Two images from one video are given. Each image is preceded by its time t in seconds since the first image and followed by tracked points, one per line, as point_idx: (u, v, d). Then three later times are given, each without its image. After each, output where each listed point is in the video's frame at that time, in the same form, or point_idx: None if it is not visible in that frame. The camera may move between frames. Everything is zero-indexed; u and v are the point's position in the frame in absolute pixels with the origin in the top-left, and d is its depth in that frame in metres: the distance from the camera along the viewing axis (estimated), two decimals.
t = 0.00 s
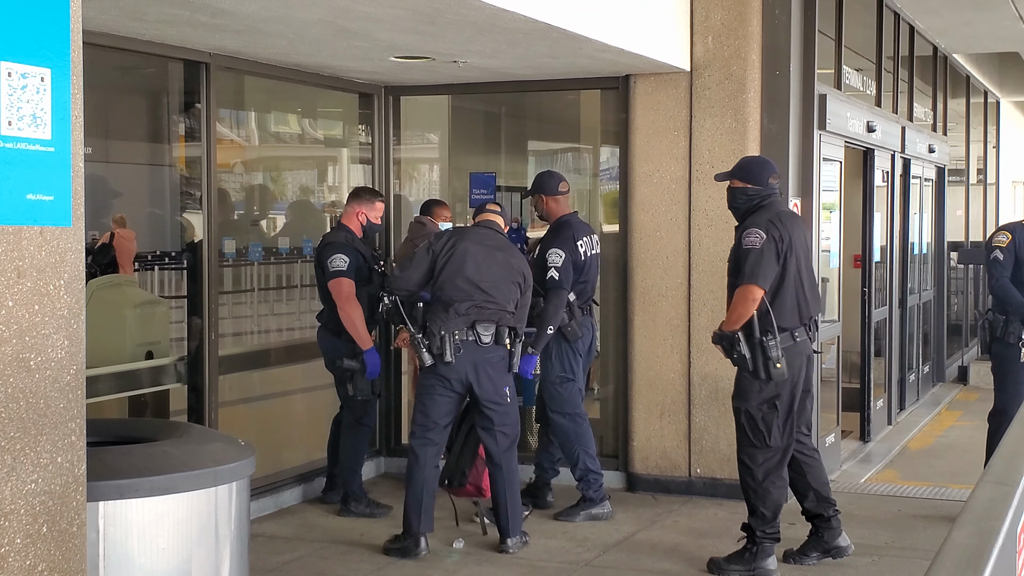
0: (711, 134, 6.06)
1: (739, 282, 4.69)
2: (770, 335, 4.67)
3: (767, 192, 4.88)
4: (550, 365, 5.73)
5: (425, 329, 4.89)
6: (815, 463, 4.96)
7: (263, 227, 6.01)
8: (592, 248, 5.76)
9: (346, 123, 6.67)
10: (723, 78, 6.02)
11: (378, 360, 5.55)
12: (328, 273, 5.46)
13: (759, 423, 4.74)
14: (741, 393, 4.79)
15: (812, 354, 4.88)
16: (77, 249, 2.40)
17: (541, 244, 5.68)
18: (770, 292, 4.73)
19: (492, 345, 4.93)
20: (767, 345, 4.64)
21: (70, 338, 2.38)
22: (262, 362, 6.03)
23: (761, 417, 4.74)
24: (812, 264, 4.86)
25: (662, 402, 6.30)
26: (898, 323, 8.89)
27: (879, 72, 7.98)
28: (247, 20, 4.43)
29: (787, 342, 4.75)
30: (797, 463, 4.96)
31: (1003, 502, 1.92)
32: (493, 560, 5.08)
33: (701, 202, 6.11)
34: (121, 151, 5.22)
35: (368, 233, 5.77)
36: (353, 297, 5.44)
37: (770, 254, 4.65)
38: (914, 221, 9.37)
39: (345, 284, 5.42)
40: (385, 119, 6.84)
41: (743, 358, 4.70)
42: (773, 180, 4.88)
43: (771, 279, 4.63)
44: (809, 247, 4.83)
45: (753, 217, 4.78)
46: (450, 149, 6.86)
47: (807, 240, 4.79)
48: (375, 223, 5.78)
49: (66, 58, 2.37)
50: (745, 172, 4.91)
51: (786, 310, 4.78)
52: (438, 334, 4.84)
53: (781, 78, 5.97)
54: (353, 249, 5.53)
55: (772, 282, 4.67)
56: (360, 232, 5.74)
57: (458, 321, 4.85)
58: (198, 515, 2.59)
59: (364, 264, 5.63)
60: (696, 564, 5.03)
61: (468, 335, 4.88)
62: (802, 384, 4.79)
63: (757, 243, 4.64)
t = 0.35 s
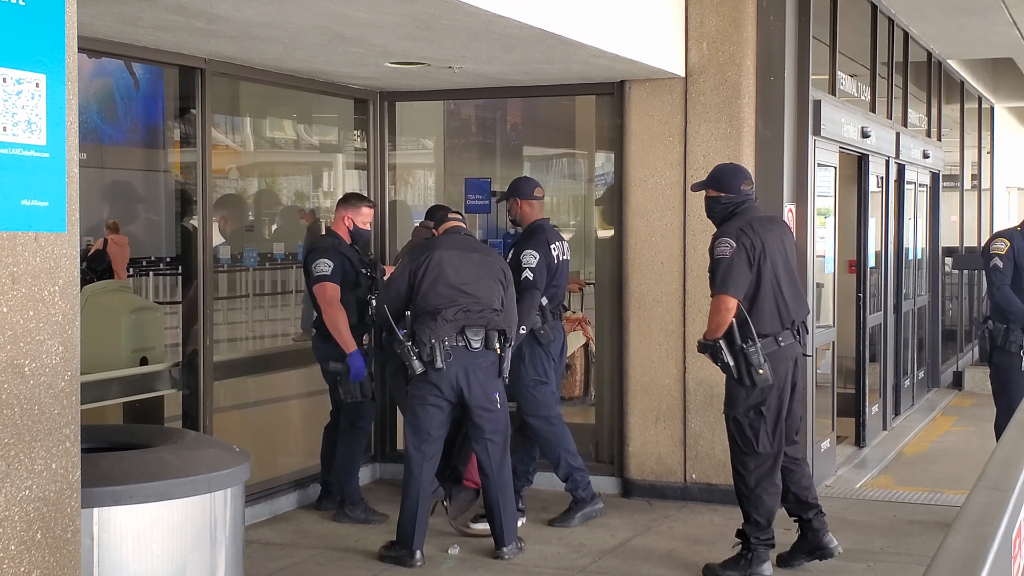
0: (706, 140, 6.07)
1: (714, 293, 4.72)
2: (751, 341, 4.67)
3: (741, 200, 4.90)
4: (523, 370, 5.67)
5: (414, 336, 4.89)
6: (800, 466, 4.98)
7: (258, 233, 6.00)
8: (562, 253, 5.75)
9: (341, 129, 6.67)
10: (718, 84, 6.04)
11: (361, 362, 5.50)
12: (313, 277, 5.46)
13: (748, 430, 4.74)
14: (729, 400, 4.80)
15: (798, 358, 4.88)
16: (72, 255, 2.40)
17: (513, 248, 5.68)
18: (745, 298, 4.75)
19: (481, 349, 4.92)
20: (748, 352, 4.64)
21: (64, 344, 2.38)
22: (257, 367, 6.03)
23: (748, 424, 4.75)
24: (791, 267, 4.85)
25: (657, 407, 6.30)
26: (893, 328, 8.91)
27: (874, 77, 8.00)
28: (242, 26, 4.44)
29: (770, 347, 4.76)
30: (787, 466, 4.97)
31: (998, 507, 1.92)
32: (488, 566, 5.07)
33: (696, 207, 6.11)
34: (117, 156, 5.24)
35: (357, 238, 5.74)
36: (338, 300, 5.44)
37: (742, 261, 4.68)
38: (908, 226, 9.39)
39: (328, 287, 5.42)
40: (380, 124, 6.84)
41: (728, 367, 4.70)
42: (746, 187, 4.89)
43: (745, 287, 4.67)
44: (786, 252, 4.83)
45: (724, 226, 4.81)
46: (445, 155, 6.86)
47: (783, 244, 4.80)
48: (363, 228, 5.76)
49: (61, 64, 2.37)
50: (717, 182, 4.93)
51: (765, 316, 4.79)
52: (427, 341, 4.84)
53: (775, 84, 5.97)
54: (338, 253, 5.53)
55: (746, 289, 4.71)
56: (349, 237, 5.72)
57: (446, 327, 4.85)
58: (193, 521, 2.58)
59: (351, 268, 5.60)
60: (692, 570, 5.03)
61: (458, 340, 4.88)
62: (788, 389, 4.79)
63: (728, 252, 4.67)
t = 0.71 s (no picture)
0: (703, 140, 6.08)
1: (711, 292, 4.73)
2: (746, 340, 4.68)
3: (746, 199, 4.90)
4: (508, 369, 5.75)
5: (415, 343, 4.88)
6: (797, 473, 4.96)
7: (257, 239, 6.01)
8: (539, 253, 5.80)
9: (338, 134, 6.68)
10: (715, 85, 6.04)
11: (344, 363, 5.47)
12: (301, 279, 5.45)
13: (742, 429, 4.75)
14: (726, 398, 4.80)
15: (797, 359, 4.86)
16: (70, 262, 2.40)
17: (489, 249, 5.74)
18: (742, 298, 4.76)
19: (485, 351, 4.93)
20: (743, 351, 4.65)
21: (64, 351, 2.38)
22: (257, 374, 6.04)
23: (742, 423, 4.76)
24: (791, 269, 4.84)
25: (658, 409, 6.30)
26: (893, 327, 8.91)
27: (871, 77, 8.01)
28: (239, 32, 4.44)
29: (765, 348, 4.75)
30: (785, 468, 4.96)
31: (999, 503, 1.92)
32: (491, 569, 5.07)
33: (694, 208, 6.11)
34: (116, 164, 5.24)
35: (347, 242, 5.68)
36: (325, 302, 5.44)
37: (739, 260, 4.69)
38: (908, 226, 9.40)
39: (315, 289, 5.42)
40: (377, 129, 6.85)
41: (723, 366, 4.72)
42: (753, 187, 4.91)
43: (741, 286, 4.68)
44: (787, 254, 4.82)
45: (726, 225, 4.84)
46: (443, 160, 6.87)
47: (783, 245, 4.79)
48: (354, 232, 5.68)
49: (57, 71, 2.37)
50: (725, 180, 4.96)
51: (760, 316, 4.78)
52: (431, 345, 4.82)
53: (772, 84, 5.98)
54: (326, 254, 5.51)
55: (743, 287, 4.72)
56: (342, 239, 5.68)
57: (449, 330, 4.86)
58: (194, 527, 2.58)
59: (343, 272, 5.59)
60: (694, 571, 5.03)
61: (461, 343, 4.88)
62: (785, 389, 4.79)
63: (727, 251, 4.69)
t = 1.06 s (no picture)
0: (705, 140, 6.07)
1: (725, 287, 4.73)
2: (755, 338, 4.69)
3: (768, 198, 4.88)
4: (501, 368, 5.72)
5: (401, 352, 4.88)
6: (806, 474, 4.96)
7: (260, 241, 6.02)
8: (527, 252, 5.85)
9: (340, 136, 6.68)
10: (716, 84, 6.04)
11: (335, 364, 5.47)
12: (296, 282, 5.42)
13: (744, 425, 4.78)
14: (734, 394, 4.82)
15: (806, 360, 4.85)
16: (72, 265, 2.40)
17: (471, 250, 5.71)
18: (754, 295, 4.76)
19: (473, 360, 4.92)
20: (751, 349, 4.67)
21: (66, 354, 2.38)
22: (261, 375, 6.05)
23: (746, 419, 4.78)
24: (805, 270, 4.83)
25: (661, 408, 6.30)
26: (896, 326, 8.90)
27: (873, 74, 8.00)
28: (239, 34, 4.45)
29: (774, 347, 4.76)
30: (790, 465, 4.96)
31: (1003, 499, 1.92)
32: (494, 570, 5.07)
33: (696, 207, 6.11)
34: (117, 168, 5.19)
35: (345, 244, 5.66)
36: (318, 304, 5.40)
37: (754, 257, 4.68)
38: (910, 223, 9.39)
39: (308, 291, 5.38)
40: (379, 130, 6.85)
41: (731, 362, 4.75)
42: (776, 186, 4.89)
43: (754, 282, 4.66)
44: (802, 255, 4.79)
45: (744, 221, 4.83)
46: (444, 161, 6.87)
47: (799, 246, 4.78)
48: (350, 235, 5.65)
49: (57, 75, 2.37)
50: (750, 177, 4.95)
51: (772, 314, 4.77)
52: (416, 352, 4.84)
53: (774, 82, 5.98)
54: (317, 254, 5.48)
55: (756, 284, 4.70)
56: (339, 241, 5.65)
57: (434, 339, 4.87)
58: (198, 528, 2.58)
59: (337, 275, 5.58)
60: (698, 570, 5.03)
61: (448, 351, 4.89)
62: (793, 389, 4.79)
63: (743, 246, 4.68)
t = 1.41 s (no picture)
0: (707, 139, 6.07)
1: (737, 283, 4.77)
2: (768, 334, 4.71)
3: (786, 197, 4.90)
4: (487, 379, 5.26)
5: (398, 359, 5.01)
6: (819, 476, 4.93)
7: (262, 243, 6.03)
8: (502, 253, 5.28)
9: (342, 137, 6.68)
10: (718, 83, 6.03)
11: (331, 365, 5.44)
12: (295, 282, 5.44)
13: (754, 420, 4.78)
14: (747, 389, 4.82)
15: (822, 358, 4.84)
16: (74, 266, 2.40)
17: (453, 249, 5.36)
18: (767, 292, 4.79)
19: (465, 363, 4.92)
20: (763, 345, 4.69)
21: (69, 355, 2.39)
22: (264, 377, 6.06)
23: (755, 413, 4.78)
24: (819, 268, 4.82)
25: (664, 408, 6.29)
26: (900, 325, 8.88)
27: (875, 73, 7.99)
28: (241, 35, 4.45)
29: (787, 344, 4.77)
30: (804, 465, 4.94)
31: (1007, 496, 1.92)
32: (497, 570, 5.07)
33: (698, 207, 6.10)
34: (119, 170, 5.18)
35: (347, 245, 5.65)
36: (315, 304, 5.40)
37: (764, 252, 4.72)
38: (913, 222, 9.38)
39: (306, 291, 5.39)
40: (381, 132, 6.85)
41: (745, 358, 4.76)
42: (792, 186, 4.91)
43: (766, 278, 4.69)
44: (815, 252, 4.80)
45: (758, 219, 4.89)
46: (447, 162, 6.88)
47: (812, 243, 4.79)
48: (352, 235, 5.63)
49: (59, 77, 2.38)
50: (768, 177, 4.99)
51: (784, 310, 4.78)
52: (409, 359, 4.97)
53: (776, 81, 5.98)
54: (316, 254, 5.49)
55: (767, 280, 4.73)
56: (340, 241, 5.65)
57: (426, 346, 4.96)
58: (201, 529, 2.58)
59: (336, 275, 5.57)
60: (702, 570, 5.02)
61: (438, 356, 4.94)
62: (805, 387, 4.78)
63: (754, 242, 4.74)
